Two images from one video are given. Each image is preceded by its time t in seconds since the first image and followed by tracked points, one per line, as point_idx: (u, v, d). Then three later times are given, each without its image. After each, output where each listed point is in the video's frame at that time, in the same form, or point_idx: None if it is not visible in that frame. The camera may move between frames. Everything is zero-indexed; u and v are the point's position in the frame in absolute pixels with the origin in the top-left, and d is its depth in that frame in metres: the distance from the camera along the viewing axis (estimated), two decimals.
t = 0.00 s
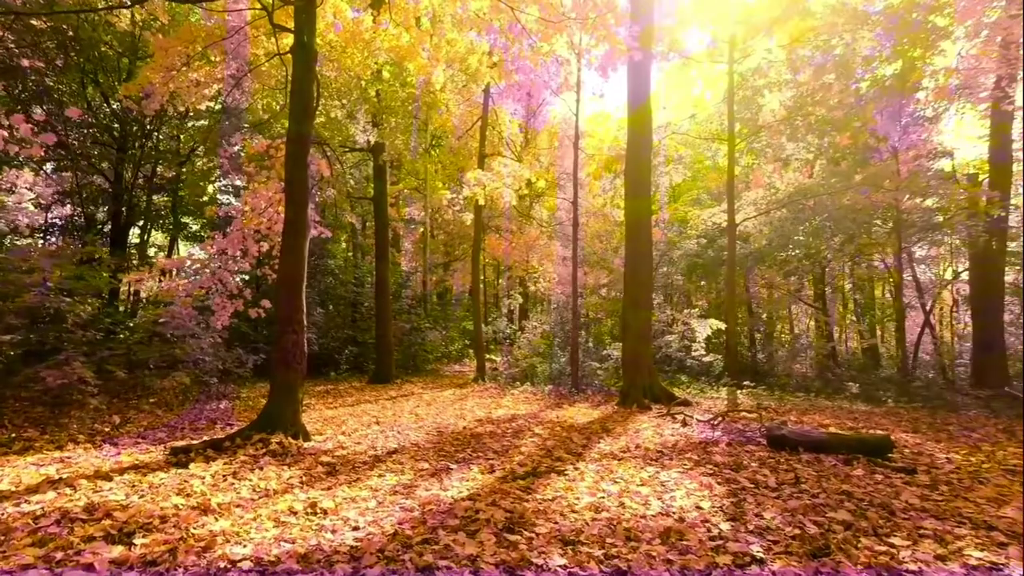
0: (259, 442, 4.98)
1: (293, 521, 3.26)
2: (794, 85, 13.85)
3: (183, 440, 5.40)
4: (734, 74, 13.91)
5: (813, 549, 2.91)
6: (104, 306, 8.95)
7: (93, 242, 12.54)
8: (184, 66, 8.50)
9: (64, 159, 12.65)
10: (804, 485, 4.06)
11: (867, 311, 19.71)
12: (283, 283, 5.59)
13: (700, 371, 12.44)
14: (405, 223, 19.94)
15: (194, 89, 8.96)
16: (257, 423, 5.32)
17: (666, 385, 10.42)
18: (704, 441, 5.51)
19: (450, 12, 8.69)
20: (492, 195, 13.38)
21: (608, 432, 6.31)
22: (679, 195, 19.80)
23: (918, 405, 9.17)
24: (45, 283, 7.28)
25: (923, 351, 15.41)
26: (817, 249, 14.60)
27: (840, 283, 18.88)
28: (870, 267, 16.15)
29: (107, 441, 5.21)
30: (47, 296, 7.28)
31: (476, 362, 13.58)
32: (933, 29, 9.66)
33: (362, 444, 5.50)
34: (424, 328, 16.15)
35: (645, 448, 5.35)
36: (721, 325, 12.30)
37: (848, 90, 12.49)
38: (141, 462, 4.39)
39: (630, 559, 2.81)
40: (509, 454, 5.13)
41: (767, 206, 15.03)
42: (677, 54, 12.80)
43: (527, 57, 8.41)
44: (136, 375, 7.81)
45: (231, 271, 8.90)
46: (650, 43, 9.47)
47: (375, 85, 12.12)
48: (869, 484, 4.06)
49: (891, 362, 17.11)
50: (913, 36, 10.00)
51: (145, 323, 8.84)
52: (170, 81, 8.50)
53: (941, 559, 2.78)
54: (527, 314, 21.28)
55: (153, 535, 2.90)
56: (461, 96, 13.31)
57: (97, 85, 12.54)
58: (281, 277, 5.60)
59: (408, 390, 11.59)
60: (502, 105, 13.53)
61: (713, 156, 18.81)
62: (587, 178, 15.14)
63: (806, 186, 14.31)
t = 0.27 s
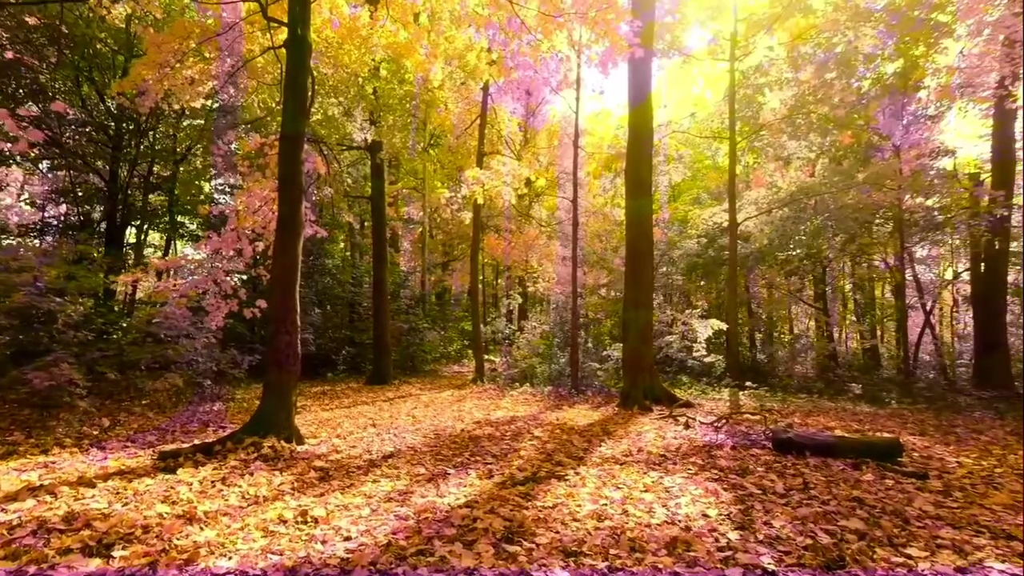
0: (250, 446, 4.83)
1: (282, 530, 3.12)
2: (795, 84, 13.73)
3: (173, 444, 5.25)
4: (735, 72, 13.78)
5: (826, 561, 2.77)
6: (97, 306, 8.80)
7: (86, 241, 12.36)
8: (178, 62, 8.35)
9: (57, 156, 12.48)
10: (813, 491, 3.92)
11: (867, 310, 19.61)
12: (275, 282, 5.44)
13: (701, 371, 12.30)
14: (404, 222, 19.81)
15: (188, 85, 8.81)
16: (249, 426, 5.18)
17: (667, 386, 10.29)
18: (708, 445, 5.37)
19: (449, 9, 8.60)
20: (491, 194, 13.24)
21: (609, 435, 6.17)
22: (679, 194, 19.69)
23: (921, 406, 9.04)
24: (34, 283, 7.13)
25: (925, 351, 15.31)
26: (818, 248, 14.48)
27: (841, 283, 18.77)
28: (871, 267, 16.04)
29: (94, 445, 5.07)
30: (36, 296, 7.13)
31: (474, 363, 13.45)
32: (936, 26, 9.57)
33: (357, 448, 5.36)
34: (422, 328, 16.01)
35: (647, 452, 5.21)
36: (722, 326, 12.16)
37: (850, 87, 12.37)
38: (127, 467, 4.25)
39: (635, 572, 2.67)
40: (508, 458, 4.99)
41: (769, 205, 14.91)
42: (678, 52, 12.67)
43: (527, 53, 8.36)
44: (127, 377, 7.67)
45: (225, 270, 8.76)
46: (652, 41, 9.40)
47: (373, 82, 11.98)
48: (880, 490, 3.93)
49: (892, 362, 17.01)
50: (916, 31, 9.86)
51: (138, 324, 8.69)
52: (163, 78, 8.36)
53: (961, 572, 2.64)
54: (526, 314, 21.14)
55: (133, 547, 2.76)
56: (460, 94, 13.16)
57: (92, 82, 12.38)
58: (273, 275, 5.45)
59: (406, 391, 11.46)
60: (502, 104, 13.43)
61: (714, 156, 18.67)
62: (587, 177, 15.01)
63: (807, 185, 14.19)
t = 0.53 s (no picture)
0: (242, 448, 4.69)
1: (272, 539, 2.98)
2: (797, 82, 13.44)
3: (163, 446, 5.10)
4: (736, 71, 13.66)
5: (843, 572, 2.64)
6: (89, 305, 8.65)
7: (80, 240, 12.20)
8: (172, 57, 8.19)
9: (50, 155, 12.32)
10: (824, 496, 3.79)
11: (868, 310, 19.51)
12: (269, 280, 5.31)
13: (701, 372, 12.17)
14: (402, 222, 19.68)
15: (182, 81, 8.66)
16: (242, 428, 5.04)
17: (668, 387, 10.17)
18: (713, 447, 5.24)
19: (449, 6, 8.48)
20: (490, 193, 13.11)
21: (611, 437, 6.03)
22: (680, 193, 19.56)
23: (925, 407, 8.91)
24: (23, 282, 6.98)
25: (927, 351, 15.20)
26: (820, 248, 14.35)
27: (842, 283, 18.66)
28: (873, 266, 15.93)
29: (82, 448, 4.92)
30: (24, 295, 6.98)
31: (473, 363, 13.31)
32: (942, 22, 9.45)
33: (353, 451, 5.22)
34: (421, 328, 15.87)
35: (650, 454, 5.08)
36: (724, 326, 12.03)
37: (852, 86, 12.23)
38: (114, 471, 4.10)
39: None
40: (508, 461, 4.85)
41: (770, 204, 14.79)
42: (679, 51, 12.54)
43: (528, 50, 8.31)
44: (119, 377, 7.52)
45: (220, 269, 8.61)
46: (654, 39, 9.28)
47: (369, 79, 11.82)
48: (894, 495, 3.80)
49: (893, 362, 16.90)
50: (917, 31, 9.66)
51: (131, 323, 8.54)
52: (156, 73, 8.20)
53: None
54: (524, 314, 21.00)
55: (113, 558, 2.62)
56: (458, 91, 13.03)
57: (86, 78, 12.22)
58: (267, 273, 5.32)
59: (404, 391, 11.32)
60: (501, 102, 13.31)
61: (714, 155, 18.54)
62: (587, 176, 14.87)
63: (809, 184, 14.06)
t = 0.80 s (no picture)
0: (235, 452, 4.53)
1: (263, 549, 2.83)
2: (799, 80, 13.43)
3: (154, 450, 4.94)
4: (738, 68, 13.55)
5: None
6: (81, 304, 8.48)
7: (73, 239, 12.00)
8: (167, 52, 8.03)
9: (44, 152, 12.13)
10: (839, 502, 3.65)
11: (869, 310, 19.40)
12: (263, 278, 5.15)
13: (704, 373, 12.03)
14: (401, 221, 19.52)
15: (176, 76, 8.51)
16: (235, 431, 4.88)
17: (670, 387, 10.03)
18: (721, 451, 5.09)
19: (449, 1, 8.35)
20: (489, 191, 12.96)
21: (615, 440, 5.89)
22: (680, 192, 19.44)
23: (931, 409, 8.78)
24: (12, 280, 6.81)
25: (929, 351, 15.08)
26: (822, 247, 14.23)
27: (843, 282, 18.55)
28: (875, 265, 15.80)
29: (69, 451, 4.76)
30: (13, 293, 6.81)
31: (472, 363, 13.16)
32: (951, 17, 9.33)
33: (350, 454, 5.07)
34: (419, 328, 15.71)
35: (657, 457, 4.93)
36: (726, 326, 11.90)
37: (853, 85, 12.17)
38: (100, 476, 3.94)
39: None
40: (510, 465, 4.70)
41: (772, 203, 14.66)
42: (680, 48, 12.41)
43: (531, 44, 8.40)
44: (110, 378, 7.35)
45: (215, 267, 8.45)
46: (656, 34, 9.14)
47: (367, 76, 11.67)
48: (911, 501, 3.66)
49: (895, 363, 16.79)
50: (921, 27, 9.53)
51: (124, 323, 8.38)
52: (151, 69, 8.04)
53: None
54: (524, 314, 20.84)
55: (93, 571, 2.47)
56: (458, 88, 12.88)
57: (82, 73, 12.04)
58: (261, 271, 5.16)
59: (402, 392, 11.16)
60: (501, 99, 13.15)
61: (715, 153, 18.42)
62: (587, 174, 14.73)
63: (811, 182, 13.93)
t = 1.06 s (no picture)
0: (228, 457, 4.40)
1: (255, 561, 2.70)
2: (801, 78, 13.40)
3: (145, 454, 4.80)
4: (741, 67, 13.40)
5: None
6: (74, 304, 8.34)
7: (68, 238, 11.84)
8: (162, 48, 7.89)
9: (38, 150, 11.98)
10: (852, 509, 3.53)
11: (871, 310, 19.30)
12: (258, 277, 5.02)
13: (705, 373, 11.91)
14: (400, 220, 19.40)
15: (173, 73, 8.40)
16: (228, 434, 4.75)
17: (673, 389, 9.90)
18: (726, 455, 4.96)
19: None
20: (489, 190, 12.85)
21: (619, 443, 5.76)
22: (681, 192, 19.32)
23: (935, 410, 8.69)
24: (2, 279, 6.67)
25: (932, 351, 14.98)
26: (824, 247, 14.11)
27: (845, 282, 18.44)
28: (878, 265, 15.70)
29: (58, 456, 4.62)
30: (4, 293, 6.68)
31: (472, 364, 13.03)
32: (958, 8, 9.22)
33: (347, 458, 4.93)
34: (418, 328, 15.58)
35: (662, 461, 4.80)
36: (728, 326, 11.78)
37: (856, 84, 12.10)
38: (87, 483, 3.81)
39: None
40: (511, 470, 4.57)
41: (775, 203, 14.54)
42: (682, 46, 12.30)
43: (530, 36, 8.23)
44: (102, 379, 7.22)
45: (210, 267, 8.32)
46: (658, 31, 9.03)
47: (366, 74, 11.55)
48: (927, 508, 3.54)
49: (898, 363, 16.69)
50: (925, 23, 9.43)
51: (118, 323, 8.24)
52: (146, 65, 7.91)
53: None
54: (524, 314, 20.73)
55: None
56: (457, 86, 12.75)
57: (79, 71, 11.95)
58: (256, 270, 5.03)
59: (401, 393, 11.03)
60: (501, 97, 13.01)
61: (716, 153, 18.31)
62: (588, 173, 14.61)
63: (813, 182, 13.83)
